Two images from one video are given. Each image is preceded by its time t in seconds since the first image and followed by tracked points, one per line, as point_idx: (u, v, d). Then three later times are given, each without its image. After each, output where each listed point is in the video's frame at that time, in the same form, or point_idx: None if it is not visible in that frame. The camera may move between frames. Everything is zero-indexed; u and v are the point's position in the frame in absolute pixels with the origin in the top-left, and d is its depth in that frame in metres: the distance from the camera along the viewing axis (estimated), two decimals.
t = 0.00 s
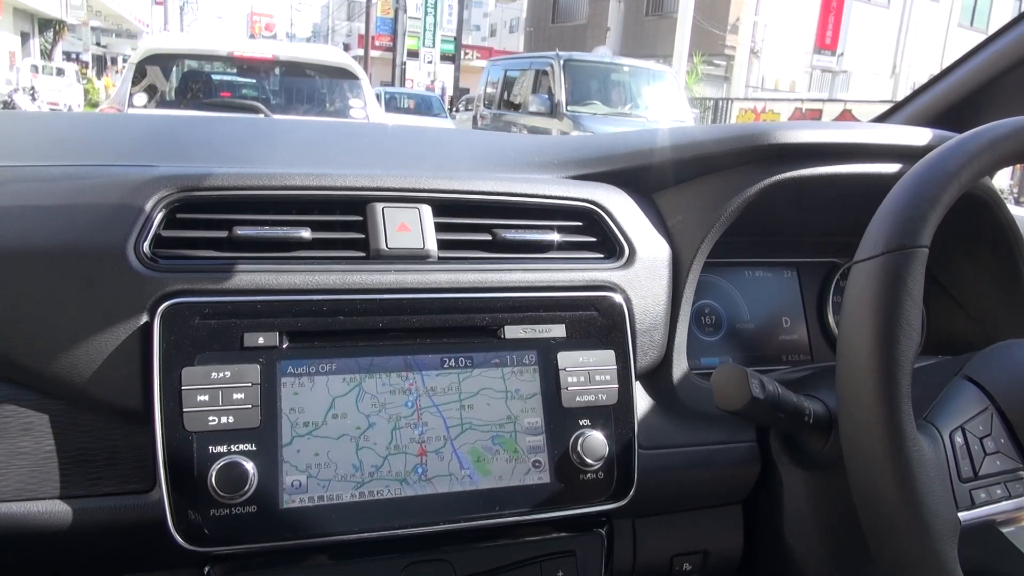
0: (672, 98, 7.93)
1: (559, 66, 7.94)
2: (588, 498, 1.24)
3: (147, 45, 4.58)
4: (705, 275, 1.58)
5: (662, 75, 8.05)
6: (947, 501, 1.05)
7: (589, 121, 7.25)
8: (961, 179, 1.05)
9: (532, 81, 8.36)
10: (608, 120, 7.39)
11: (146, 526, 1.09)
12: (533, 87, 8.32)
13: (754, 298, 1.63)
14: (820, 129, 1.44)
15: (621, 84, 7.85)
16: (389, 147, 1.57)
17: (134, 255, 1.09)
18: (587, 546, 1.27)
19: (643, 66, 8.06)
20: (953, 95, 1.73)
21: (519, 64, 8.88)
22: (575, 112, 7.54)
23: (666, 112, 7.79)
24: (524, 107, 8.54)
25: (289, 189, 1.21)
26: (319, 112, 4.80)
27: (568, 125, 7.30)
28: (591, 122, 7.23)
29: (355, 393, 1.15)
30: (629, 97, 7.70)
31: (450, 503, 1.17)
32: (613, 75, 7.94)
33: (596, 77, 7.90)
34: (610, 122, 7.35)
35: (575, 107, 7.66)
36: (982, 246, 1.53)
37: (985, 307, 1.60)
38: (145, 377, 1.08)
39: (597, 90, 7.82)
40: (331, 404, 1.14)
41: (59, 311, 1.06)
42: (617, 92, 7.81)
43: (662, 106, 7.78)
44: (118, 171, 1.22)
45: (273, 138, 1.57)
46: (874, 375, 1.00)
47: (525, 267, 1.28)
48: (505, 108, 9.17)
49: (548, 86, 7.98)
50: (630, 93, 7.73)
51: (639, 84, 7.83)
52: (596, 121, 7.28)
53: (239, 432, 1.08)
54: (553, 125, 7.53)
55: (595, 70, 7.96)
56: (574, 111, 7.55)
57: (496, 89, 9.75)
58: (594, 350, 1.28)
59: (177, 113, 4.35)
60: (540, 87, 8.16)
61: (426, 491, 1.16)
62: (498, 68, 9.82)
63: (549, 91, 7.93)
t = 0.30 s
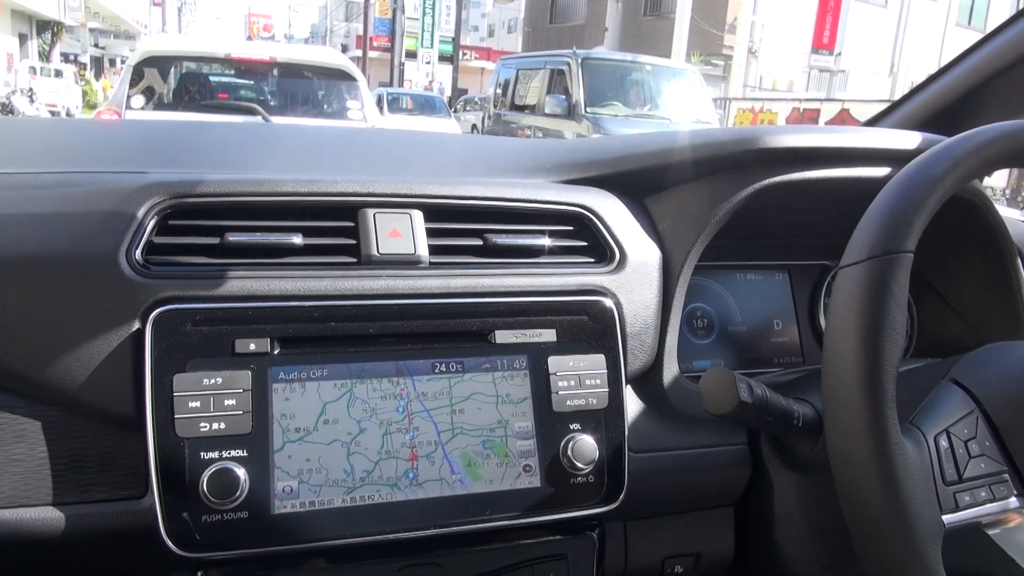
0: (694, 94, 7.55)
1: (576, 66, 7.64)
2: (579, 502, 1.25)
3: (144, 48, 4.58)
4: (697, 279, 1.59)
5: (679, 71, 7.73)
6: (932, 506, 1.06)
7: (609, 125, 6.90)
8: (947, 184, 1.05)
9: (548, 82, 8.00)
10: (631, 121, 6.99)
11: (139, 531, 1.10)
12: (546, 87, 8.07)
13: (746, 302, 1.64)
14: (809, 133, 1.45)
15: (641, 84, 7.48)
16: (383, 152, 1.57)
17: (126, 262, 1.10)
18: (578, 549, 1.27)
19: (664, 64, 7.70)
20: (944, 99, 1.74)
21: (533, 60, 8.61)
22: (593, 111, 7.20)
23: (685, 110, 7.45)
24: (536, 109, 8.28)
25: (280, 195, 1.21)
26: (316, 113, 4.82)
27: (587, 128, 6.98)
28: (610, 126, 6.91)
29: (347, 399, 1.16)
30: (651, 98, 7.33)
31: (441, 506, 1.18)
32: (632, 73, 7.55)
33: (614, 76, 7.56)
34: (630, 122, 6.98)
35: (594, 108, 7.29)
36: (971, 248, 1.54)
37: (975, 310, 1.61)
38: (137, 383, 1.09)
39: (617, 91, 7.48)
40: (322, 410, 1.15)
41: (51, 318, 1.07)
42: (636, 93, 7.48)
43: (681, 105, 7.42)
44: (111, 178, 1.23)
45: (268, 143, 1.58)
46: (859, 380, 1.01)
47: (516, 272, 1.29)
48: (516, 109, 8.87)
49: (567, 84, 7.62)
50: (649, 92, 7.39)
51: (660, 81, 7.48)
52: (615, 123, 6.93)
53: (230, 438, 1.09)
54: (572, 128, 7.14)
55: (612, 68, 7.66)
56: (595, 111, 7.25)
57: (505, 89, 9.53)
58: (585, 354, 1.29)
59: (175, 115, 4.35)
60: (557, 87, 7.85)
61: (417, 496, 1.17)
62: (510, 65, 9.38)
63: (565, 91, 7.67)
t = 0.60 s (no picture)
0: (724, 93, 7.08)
1: (599, 64, 7.26)
2: (577, 503, 1.25)
3: (143, 51, 4.58)
4: (694, 281, 1.60)
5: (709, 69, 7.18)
6: (927, 507, 1.07)
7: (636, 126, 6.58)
8: (942, 186, 1.06)
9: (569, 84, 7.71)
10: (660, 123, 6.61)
11: (139, 534, 1.10)
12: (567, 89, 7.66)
13: (744, 304, 1.65)
14: (805, 136, 1.45)
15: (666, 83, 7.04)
16: (382, 155, 1.58)
17: (126, 266, 1.11)
18: (577, 550, 1.28)
19: (692, 61, 7.23)
20: (940, 101, 1.75)
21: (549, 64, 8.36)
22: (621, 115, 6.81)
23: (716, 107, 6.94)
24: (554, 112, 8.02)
25: (279, 199, 1.22)
26: (315, 115, 4.84)
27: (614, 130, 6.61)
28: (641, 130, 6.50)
29: (346, 401, 1.17)
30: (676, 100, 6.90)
31: (440, 508, 1.18)
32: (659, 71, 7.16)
33: (636, 77, 7.21)
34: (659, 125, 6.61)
35: (620, 112, 6.91)
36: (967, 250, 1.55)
37: (971, 311, 1.62)
38: (136, 387, 1.10)
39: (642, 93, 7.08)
40: (321, 413, 1.15)
41: (50, 322, 1.08)
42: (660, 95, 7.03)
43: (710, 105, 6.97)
44: (111, 183, 1.24)
45: (267, 147, 1.58)
46: (854, 382, 1.02)
47: (514, 275, 1.30)
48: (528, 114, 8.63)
49: (587, 86, 7.31)
50: (673, 93, 6.97)
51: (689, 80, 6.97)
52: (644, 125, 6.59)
53: (229, 441, 1.10)
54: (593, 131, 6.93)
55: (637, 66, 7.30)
56: (622, 115, 6.85)
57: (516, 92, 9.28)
58: (582, 356, 1.30)
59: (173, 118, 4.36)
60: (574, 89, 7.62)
61: (415, 498, 1.17)
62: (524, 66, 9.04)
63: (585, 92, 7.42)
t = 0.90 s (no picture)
0: (762, 90, 6.68)
1: (632, 61, 6.82)
2: (578, 505, 1.26)
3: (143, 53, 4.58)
4: (694, 282, 1.61)
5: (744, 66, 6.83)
6: (926, 507, 1.08)
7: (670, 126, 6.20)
8: (939, 189, 1.07)
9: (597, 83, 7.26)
10: (704, 122, 6.07)
11: (144, 536, 1.11)
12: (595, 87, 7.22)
13: (743, 305, 1.66)
14: (805, 139, 1.46)
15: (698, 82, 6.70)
16: (383, 159, 1.58)
17: (130, 270, 1.12)
18: (578, 551, 1.29)
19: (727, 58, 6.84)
20: (938, 103, 1.76)
21: (571, 62, 7.95)
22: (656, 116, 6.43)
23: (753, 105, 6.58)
24: (573, 111, 7.66)
25: (282, 203, 1.23)
26: (315, 117, 4.87)
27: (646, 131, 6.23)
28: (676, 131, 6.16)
29: (348, 404, 1.18)
30: (713, 102, 6.55)
31: (442, 509, 1.19)
32: (695, 68, 6.77)
33: (671, 75, 6.78)
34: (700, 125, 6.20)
35: (658, 113, 6.52)
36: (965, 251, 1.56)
37: (969, 312, 1.63)
38: (141, 390, 1.11)
39: (675, 93, 6.69)
40: (324, 415, 1.16)
41: (55, 326, 1.09)
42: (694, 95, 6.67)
43: (746, 104, 6.58)
44: (115, 188, 1.24)
45: (269, 151, 1.59)
46: (853, 384, 1.03)
47: (515, 277, 1.31)
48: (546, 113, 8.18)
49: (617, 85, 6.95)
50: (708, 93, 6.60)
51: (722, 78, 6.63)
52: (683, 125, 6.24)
53: (233, 444, 1.11)
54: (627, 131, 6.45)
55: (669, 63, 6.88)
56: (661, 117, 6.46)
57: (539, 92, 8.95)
58: (583, 358, 1.31)
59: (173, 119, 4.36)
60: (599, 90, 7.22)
61: (418, 499, 1.18)
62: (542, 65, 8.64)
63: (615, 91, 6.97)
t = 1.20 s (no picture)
0: (807, 85, 6.34)
1: (683, 53, 6.59)
2: (582, 504, 1.26)
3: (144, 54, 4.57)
4: (697, 281, 1.61)
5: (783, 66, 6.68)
6: (931, 505, 1.08)
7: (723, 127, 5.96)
8: (943, 187, 1.07)
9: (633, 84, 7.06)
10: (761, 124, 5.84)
11: (149, 535, 1.11)
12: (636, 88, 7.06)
13: (747, 304, 1.65)
14: (809, 138, 1.46)
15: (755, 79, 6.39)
16: (386, 159, 1.58)
17: (134, 270, 1.12)
18: (583, 550, 1.29)
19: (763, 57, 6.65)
20: (940, 102, 1.75)
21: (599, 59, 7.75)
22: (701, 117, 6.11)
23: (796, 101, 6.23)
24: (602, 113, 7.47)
25: (286, 203, 1.23)
26: (316, 117, 4.86)
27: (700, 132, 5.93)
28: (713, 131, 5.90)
29: (353, 404, 1.17)
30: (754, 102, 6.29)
31: (447, 509, 1.19)
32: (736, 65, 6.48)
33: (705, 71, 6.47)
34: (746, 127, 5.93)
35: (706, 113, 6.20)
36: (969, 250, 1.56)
37: (973, 310, 1.63)
38: (145, 389, 1.11)
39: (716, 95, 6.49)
40: (328, 415, 1.16)
41: (59, 326, 1.09)
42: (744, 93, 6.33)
43: (792, 99, 6.25)
44: (118, 188, 1.24)
45: (272, 151, 1.58)
46: (858, 382, 1.03)
47: (519, 277, 1.30)
48: (575, 113, 8.01)
49: (653, 85, 6.82)
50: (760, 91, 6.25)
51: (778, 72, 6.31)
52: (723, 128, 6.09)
53: (238, 444, 1.11)
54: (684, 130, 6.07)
55: (713, 60, 6.59)
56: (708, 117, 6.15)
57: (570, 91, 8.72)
58: (587, 358, 1.30)
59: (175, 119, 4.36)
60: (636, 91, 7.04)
61: (422, 499, 1.18)
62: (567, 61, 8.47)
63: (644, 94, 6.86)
